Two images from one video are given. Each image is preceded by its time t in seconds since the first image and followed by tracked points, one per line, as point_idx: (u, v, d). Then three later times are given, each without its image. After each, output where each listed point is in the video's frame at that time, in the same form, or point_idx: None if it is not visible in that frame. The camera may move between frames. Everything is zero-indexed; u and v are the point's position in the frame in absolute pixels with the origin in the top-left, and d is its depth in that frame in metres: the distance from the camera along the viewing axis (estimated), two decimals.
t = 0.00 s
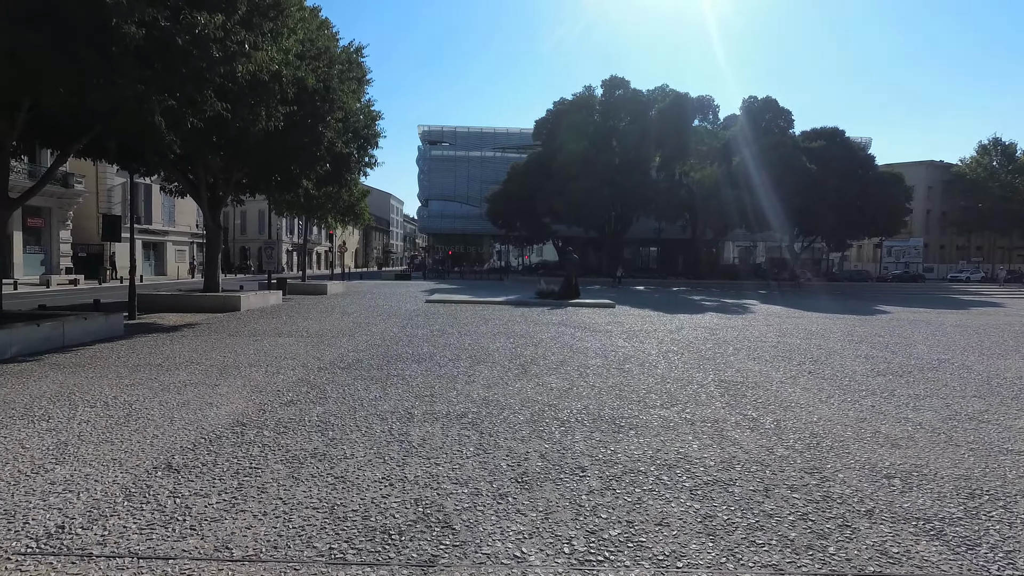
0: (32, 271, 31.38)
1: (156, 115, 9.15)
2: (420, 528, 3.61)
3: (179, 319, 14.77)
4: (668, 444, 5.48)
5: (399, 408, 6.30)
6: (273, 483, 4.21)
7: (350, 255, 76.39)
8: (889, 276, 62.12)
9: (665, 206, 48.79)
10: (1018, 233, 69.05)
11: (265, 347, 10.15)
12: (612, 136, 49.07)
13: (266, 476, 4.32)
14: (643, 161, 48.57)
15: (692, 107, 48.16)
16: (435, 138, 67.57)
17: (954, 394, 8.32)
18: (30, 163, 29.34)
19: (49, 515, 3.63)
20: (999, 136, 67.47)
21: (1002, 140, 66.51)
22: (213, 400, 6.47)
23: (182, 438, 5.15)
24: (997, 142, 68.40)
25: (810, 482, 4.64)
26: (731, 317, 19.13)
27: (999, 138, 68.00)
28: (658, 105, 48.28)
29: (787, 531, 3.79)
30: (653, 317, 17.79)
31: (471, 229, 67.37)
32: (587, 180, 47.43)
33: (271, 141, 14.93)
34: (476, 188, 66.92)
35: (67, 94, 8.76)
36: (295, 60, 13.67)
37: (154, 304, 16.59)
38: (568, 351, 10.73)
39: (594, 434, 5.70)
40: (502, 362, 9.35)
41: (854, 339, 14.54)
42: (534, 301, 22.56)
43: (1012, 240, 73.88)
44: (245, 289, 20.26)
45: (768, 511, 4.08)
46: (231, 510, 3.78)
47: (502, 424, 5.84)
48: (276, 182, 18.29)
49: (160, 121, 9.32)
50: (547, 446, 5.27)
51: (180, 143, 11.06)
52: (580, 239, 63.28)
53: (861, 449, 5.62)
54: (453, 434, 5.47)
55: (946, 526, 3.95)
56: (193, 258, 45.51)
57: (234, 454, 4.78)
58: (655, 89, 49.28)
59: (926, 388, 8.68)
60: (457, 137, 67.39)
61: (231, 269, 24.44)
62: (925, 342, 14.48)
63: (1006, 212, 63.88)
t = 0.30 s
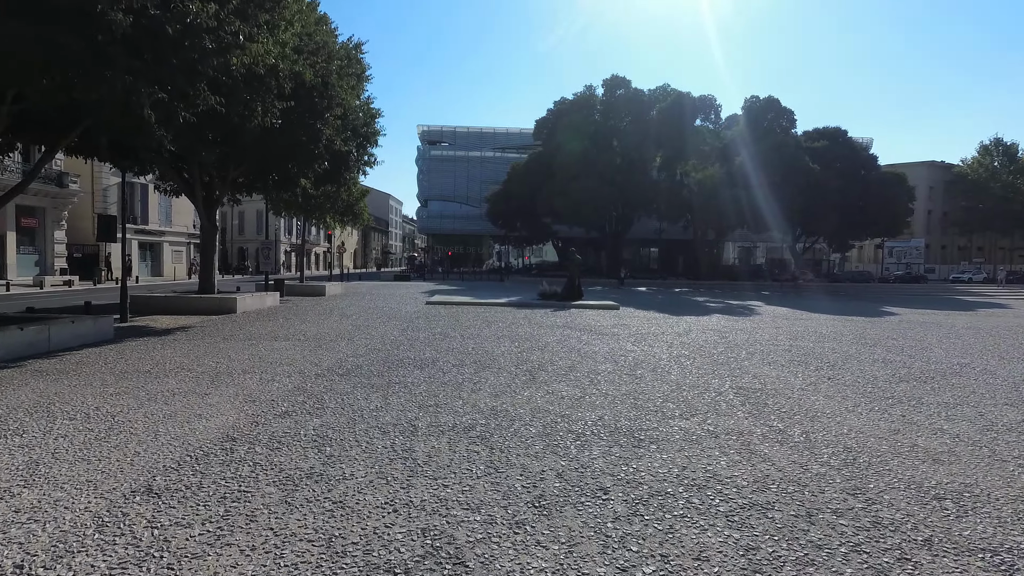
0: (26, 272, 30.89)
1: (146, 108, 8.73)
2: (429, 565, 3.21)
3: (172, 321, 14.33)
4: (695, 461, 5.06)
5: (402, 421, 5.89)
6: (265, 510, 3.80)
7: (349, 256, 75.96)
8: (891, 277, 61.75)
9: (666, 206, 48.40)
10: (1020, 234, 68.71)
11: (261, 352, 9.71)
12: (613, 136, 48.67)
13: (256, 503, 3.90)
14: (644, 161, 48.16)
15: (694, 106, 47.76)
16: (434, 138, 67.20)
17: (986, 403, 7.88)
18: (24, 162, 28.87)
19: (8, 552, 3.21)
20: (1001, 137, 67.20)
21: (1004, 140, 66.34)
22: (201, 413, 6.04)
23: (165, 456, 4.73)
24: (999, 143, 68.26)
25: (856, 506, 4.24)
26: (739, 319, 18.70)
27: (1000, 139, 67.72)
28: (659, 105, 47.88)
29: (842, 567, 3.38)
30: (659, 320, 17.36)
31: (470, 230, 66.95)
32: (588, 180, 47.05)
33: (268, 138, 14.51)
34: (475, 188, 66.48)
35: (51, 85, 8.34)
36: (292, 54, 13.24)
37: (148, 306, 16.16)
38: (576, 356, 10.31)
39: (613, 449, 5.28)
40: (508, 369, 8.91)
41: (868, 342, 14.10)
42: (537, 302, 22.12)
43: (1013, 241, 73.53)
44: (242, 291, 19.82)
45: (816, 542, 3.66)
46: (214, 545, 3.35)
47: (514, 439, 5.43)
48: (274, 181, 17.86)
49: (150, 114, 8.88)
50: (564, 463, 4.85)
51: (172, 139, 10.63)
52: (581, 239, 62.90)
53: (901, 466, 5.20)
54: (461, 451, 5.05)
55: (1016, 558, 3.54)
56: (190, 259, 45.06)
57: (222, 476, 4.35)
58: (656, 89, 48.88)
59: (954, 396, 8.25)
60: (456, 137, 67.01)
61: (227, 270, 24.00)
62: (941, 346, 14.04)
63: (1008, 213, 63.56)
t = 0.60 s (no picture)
0: (18, 272, 30.36)
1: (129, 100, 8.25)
2: None
3: (162, 323, 13.87)
4: (724, 480, 4.61)
5: (402, 433, 5.43)
6: (248, 545, 3.33)
7: (347, 256, 75.45)
8: (893, 276, 61.37)
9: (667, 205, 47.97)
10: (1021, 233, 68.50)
11: (252, 357, 9.24)
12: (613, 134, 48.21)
13: (236, 535, 3.45)
14: (645, 159, 47.70)
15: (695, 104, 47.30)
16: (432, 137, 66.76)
17: (1016, 409, 7.48)
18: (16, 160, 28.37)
19: None
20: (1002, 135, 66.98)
21: (1005, 139, 66.27)
22: (184, 425, 5.58)
23: (138, 478, 4.25)
24: (999, 141, 68.23)
25: (909, 534, 3.79)
26: (745, 320, 18.26)
27: (1002, 137, 67.51)
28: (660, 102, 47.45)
29: None
30: (664, 320, 16.96)
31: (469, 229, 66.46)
32: (588, 178, 46.63)
33: (262, 133, 14.04)
34: (474, 187, 65.99)
35: (27, 74, 7.85)
36: (286, 46, 12.78)
37: (139, 307, 15.68)
38: (582, 360, 9.86)
39: (632, 465, 4.84)
40: (513, 374, 8.45)
41: (882, 344, 13.67)
42: (538, 303, 21.67)
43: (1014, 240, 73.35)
44: (236, 291, 19.36)
45: None
46: None
47: (524, 455, 4.97)
48: (269, 178, 17.38)
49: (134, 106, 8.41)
50: (581, 484, 4.41)
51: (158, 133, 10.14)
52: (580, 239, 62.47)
53: (947, 484, 4.76)
54: (466, 468, 4.60)
55: None
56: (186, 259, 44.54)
57: (200, 502, 3.88)
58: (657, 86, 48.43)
59: (984, 402, 7.83)
60: (455, 135, 66.57)
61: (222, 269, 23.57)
62: (956, 347, 13.65)
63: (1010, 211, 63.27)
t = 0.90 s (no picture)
0: None
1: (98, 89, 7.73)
2: None
3: (141, 326, 13.29)
4: (747, 506, 4.17)
5: (392, 451, 4.94)
6: None
7: (337, 256, 74.65)
8: (885, 276, 61.46)
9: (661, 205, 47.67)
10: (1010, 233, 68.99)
11: (232, 364, 8.71)
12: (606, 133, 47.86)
13: None
14: (639, 158, 47.40)
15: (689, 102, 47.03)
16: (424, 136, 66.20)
17: None
18: None
19: None
20: (992, 135, 67.46)
21: (995, 139, 66.93)
22: (150, 443, 5.06)
23: (90, 512, 3.73)
24: (990, 142, 68.97)
25: (966, 571, 3.36)
26: (744, 321, 17.92)
27: (992, 137, 68.00)
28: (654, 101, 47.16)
29: None
30: (662, 322, 16.56)
31: (461, 229, 65.90)
32: (581, 177, 46.25)
33: (247, 129, 13.51)
34: (466, 186, 65.45)
35: None
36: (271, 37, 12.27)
37: (118, 309, 15.06)
38: (582, 365, 9.41)
39: (647, 489, 4.38)
40: (511, 381, 7.98)
41: (887, 346, 13.35)
42: (533, 303, 21.20)
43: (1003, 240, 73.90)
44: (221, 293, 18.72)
45: None
46: None
47: (527, 477, 4.49)
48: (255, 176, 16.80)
49: (104, 96, 7.89)
50: (593, 513, 3.95)
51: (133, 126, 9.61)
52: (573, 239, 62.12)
53: (992, 506, 4.33)
54: (464, 495, 4.11)
55: None
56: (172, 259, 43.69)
57: (159, 541, 3.38)
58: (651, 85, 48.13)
59: (1006, 409, 7.46)
60: (447, 134, 66.06)
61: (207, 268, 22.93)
62: (961, 349, 13.37)
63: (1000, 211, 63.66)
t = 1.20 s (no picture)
0: None
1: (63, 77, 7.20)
2: None
3: (116, 328, 12.68)
4: (778, 530, 3.79)
5: (385, 470, 4.49)
6: None
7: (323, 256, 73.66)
8: (871, 276, 62.01)
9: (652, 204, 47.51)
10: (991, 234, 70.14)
11: (211, 370, 8.22)
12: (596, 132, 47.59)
13: None
14: (628, 158, 47.23)
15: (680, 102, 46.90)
16: (412, 135, 65.61)
17: None
18: None
19: None
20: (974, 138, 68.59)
21: (976, 141, 68.09)
22: (112, 463, 4.55)
23: (36, 548, 3.24)
24: (971, 143, 70.19)
25: None
26: (739, 322, 17.72)
27: (974, 140, 69.12)
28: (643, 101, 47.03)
29: None
30: (657, 323, 16.31)
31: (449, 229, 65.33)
32: (571, 176, 46.01)
33: (229, 123, 12.96)
34: (455, 185, 64.93)
35: None
36: (254, 26, 11.74)
37: (92, 311, 14.40)
38: (582, 370, 9.05)
39: (667, 511, 3.98)
40: (509, 389, 7.55)
41: (885, 348, 13.19)
42: (525, 305, 20.81)
43: (984, 241, 75.14)
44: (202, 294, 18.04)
45: None
46: None
47: (533, 499, 4.08)
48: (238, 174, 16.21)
49: (70, 83, 7.35)
50: (610, 541, 3.55)
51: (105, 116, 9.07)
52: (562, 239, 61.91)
53: None
54: (467, 522, 3.69)
55: None
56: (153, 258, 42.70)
57: None
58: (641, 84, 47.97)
59: (1022, 414, 7.21)
60: (436, 134, 65.51)
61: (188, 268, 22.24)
62: (959, 350, 13.26)
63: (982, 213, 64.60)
